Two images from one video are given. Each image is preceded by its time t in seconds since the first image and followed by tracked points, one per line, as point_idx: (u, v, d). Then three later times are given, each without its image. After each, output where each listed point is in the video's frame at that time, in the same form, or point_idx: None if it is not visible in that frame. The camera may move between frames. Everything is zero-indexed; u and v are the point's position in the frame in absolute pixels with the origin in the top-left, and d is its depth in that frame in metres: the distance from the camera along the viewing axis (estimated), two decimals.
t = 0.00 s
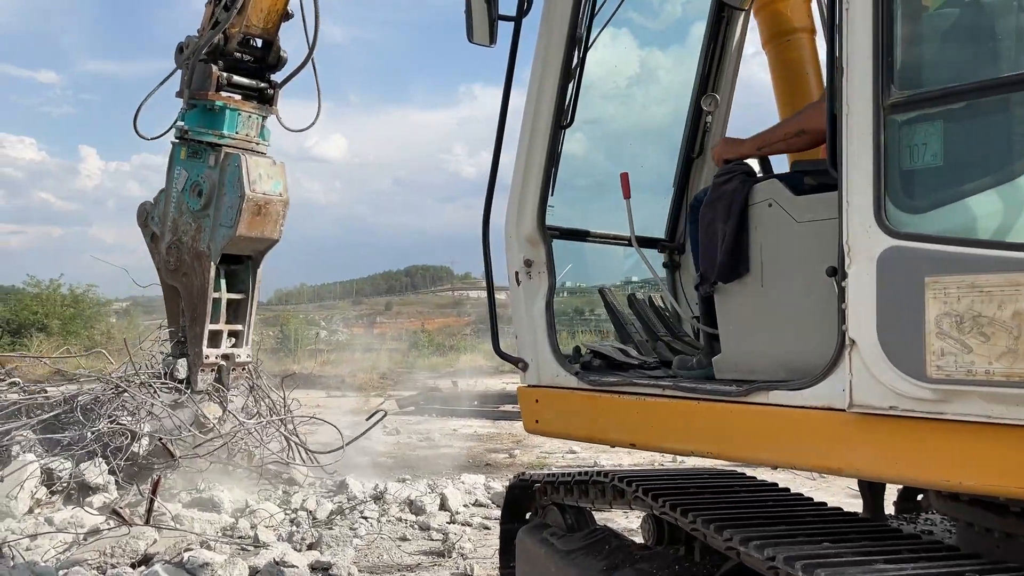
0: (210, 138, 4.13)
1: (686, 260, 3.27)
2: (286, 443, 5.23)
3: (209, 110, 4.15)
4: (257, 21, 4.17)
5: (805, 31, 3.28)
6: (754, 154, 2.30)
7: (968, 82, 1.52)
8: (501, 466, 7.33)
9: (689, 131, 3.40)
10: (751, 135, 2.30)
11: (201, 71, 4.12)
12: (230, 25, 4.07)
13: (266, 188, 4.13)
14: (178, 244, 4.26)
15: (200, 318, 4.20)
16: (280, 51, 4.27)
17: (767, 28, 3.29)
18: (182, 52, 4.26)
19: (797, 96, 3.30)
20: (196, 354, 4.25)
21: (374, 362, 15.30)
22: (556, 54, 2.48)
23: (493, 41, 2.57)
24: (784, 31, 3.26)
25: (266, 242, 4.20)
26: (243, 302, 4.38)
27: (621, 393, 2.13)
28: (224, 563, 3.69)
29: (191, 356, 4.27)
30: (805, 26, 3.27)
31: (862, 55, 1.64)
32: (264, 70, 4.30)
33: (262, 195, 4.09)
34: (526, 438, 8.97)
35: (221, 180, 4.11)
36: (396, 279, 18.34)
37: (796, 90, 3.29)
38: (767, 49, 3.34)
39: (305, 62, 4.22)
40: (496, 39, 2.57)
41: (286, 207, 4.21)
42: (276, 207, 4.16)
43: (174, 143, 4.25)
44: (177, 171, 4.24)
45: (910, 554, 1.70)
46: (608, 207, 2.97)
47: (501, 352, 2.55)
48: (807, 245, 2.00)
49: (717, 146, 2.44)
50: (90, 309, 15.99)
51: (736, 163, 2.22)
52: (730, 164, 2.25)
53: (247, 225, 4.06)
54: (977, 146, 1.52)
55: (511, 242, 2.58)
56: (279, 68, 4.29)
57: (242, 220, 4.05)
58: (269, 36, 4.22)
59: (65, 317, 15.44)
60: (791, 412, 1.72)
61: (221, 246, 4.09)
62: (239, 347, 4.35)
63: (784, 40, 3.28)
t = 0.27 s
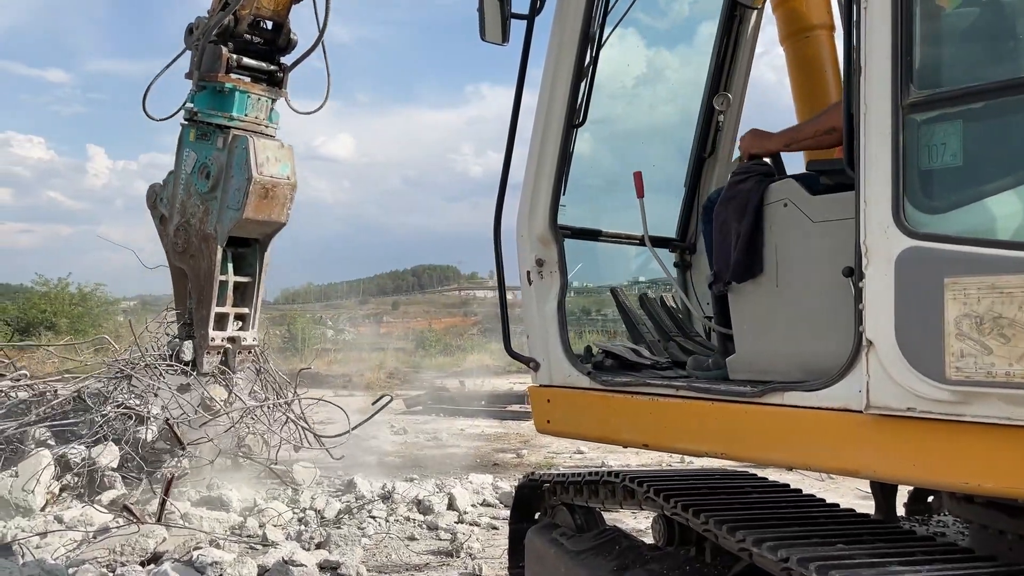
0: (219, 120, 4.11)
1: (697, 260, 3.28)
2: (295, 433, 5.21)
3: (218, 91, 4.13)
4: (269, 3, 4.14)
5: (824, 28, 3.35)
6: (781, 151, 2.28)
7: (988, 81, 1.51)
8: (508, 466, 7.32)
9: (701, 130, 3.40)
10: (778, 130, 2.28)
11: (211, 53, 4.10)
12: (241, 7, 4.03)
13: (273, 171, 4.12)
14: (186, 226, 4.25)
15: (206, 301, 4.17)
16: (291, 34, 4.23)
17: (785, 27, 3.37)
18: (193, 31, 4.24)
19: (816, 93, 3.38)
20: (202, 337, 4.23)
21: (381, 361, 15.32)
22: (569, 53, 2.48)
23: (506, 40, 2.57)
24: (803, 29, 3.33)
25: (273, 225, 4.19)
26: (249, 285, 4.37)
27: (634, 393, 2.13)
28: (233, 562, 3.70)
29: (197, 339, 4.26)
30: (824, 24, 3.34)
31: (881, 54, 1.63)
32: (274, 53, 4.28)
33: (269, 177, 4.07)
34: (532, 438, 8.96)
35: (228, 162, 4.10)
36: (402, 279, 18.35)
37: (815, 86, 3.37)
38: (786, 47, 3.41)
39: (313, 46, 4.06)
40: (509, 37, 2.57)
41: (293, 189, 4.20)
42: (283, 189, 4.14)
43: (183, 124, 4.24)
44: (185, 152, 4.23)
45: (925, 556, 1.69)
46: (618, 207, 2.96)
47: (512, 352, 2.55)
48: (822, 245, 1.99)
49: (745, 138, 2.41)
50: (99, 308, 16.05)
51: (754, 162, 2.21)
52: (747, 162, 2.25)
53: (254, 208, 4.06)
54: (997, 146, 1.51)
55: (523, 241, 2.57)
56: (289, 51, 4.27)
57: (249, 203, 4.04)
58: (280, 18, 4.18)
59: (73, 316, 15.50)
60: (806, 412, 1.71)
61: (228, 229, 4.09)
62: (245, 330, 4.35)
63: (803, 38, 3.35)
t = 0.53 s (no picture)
0: (229, 106, 4.13)
1: (706, 259, 3.27)
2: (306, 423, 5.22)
3: (228, 77, 4.14)
4: None
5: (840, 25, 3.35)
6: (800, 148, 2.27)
7: (1002, 81, 1.50)
8: (515, 466, 7.33)
9: (711, 130, 3.39)
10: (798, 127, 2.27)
11: (222, 38, 4.07)
12: None
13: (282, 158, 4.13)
14: (196, 212, 4.29)
15: (214, 288, 4.23)
16: (302, 21, 4.18)
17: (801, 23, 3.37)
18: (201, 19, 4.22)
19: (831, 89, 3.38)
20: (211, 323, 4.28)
21: (389, 360, 15.34)
22: (578, 53, 2.48)
23: (515, 39, 2.57)
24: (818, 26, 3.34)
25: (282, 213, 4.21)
26: (257, 273, 4.40)
27: (643, 393, 2.13)
28: (241, 560, 3.71)
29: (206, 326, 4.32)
30: (840, 20, 3.34)
31: (895, 53, 1.63)
32: (285, 40, 4.25)
33: (279, 166, 4.09)
34: (540, 438, 8.95)
35: (238, 149, 4.11)
36: (410, 278, 18.38)
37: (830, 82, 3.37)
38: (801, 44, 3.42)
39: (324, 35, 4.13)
40: (519, 36, 2.57)
41: (303, 177, 4.21)
42: (292, 177, 4.16)
43: (194, 109, 4.26)
44: (195, 138, 4.25)
45: (935, 557, 1.69)
46: (627, 206, 2.96)
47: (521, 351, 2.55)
48: (833, 244, 1.98)
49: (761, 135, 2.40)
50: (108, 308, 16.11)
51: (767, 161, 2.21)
52: (759, 162, 2.25)
53: (263, 195, 4.07)
54: (1011, 145, 1.51)
55: (532, 241, 2.58)
56: (300, 37, 4.22)
57: (258, 189, 4.05)
58: (291, 5, 4.13)
59: (82, 315, 15.56)
60: (817, 412, 1.71)
61: (236, 217, 4.11)
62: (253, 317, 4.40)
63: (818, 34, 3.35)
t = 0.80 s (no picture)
0: (248, 103, 4.00)
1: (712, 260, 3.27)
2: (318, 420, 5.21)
3: (246, 75, 4.02)
4: None
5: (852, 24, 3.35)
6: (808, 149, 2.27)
7: (1012, 81, 1.50)
8: (521, 466, 7.33)
9: (717, 131, 3.39)
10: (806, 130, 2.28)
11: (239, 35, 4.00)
12: None
13: (302, 153, 3.98)
14: (214, 214, 4.11)
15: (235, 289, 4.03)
16: (319, 16, 4.14)
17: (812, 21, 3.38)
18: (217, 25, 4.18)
19: (842, 87, 3.37)
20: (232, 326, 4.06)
21: (395, 361, 15.35)
22: (585, 53, 2.48)
23: (522, 39, 2.57)
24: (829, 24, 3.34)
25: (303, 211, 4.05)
26: (279, 275, 4.21)
27: (650, 394, 2.13)
28: (248, 560, 3.72)
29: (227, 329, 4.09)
30: (853, 19, 3.34)
31: (904, 54, 1.62)
32: (302, 36, 4.18)
33: (299, 160, 3.95)
34: (546, 439, 8.95)
35: (256, 145, 3.97)
36: (416, 279, 18.40)
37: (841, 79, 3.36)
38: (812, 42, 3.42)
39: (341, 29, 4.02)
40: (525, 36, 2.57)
41: (323, 172, 4.06)
42: (312, 172, 4.00)
43: (211, 110, 4.12)
44: (212, 138, 4.11)
45: (942, 559, 1.69)
46: (633, 207, 2.96)
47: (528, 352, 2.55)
48: (841, 245, 1.98)
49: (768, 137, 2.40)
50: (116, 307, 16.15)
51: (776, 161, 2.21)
52: (766, 162, 2.25)
53: (282, 190, 3.91)
54: (1020, 146, 1.50)
55: (539, 241, 2.58)
56: (317, 33, 4.16)
57: (278, 184, 3.90)
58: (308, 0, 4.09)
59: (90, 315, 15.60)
60: (825, 414, 1.70)
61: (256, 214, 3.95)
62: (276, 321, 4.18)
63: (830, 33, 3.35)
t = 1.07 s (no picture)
0: (269, 97, 3.83)
1: (716, 260, 3.27)
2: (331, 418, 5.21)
3: (266, 69, 3.86)
4: None
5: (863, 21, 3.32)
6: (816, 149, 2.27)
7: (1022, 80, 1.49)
8: (527, 467, 7.32)
9: (722, 130, 3.39)
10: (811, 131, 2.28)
11: (257, 30, 3.83)
12: None
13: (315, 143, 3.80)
14: (234, 217, 3.97)
15: (252, 292, 3.87)
16: (338, 10, 3.97)
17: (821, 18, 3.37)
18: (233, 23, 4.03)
19: (852, 86, 3.38)
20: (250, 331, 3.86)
21: (400, 361, 15.37)
22: (590, 53, 2.48)
23: (526, 37, 2.57)
24: (840, 22, 3.33)
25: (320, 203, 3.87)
26: (300, 277, 4.05)
27: (655, 395, 2.12)
28: (253, 560, 3.73)
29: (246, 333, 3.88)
30: (865, 16, 3.31)
31: (914, 52, 1.62)
32: (321, 30, 4.00)
33: (311, 150, 3.76)
34: (551, 440, 8.94)
35: (268, 139, 3.82)
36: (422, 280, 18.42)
37: (851, 78, 3.37)
38: (822, 40, 3.42)
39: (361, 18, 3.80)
40: (530, 34, 2.57)
41: (338, 163, 3.87)
42: (327, 162, 3.82)
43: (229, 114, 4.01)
44: (232, 141, 3.99)
45: (948, 561, 1.68)
46: (637, 207, 2.96)
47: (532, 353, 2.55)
48: (848, 244, 1.97)
49: (774, 136, 2.39)
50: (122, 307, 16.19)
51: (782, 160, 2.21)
52: (773, 163, 2.24)
53: (294, 182, 3.74)
54: None
55: (543, 242, 2.58)
56: (337, 27, 3.99)
57: (289, 175, 3.73)
58: None
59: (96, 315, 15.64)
60: (832, 416, 1.70)
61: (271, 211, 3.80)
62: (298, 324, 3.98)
63: (840, 31, 3.34)
